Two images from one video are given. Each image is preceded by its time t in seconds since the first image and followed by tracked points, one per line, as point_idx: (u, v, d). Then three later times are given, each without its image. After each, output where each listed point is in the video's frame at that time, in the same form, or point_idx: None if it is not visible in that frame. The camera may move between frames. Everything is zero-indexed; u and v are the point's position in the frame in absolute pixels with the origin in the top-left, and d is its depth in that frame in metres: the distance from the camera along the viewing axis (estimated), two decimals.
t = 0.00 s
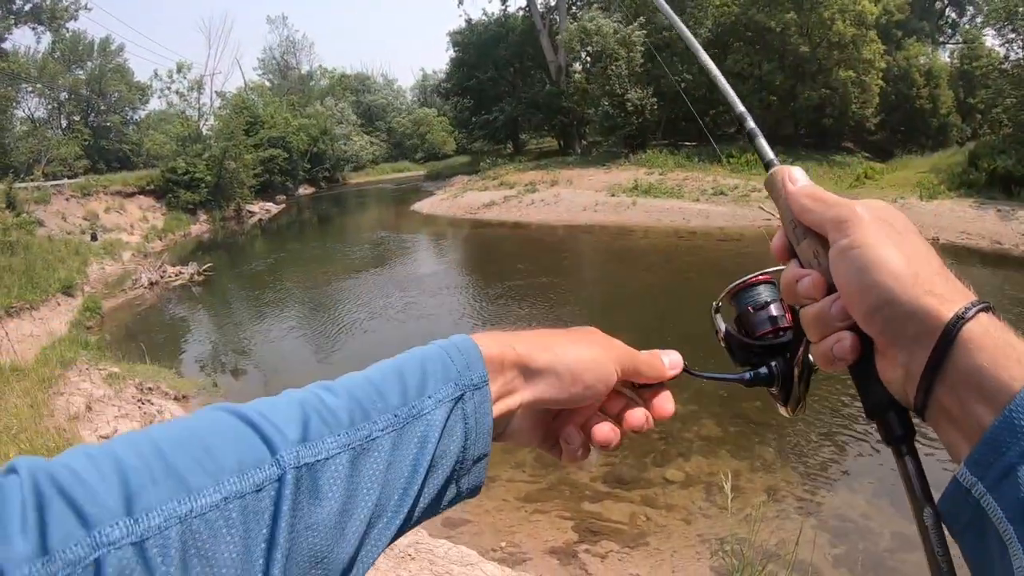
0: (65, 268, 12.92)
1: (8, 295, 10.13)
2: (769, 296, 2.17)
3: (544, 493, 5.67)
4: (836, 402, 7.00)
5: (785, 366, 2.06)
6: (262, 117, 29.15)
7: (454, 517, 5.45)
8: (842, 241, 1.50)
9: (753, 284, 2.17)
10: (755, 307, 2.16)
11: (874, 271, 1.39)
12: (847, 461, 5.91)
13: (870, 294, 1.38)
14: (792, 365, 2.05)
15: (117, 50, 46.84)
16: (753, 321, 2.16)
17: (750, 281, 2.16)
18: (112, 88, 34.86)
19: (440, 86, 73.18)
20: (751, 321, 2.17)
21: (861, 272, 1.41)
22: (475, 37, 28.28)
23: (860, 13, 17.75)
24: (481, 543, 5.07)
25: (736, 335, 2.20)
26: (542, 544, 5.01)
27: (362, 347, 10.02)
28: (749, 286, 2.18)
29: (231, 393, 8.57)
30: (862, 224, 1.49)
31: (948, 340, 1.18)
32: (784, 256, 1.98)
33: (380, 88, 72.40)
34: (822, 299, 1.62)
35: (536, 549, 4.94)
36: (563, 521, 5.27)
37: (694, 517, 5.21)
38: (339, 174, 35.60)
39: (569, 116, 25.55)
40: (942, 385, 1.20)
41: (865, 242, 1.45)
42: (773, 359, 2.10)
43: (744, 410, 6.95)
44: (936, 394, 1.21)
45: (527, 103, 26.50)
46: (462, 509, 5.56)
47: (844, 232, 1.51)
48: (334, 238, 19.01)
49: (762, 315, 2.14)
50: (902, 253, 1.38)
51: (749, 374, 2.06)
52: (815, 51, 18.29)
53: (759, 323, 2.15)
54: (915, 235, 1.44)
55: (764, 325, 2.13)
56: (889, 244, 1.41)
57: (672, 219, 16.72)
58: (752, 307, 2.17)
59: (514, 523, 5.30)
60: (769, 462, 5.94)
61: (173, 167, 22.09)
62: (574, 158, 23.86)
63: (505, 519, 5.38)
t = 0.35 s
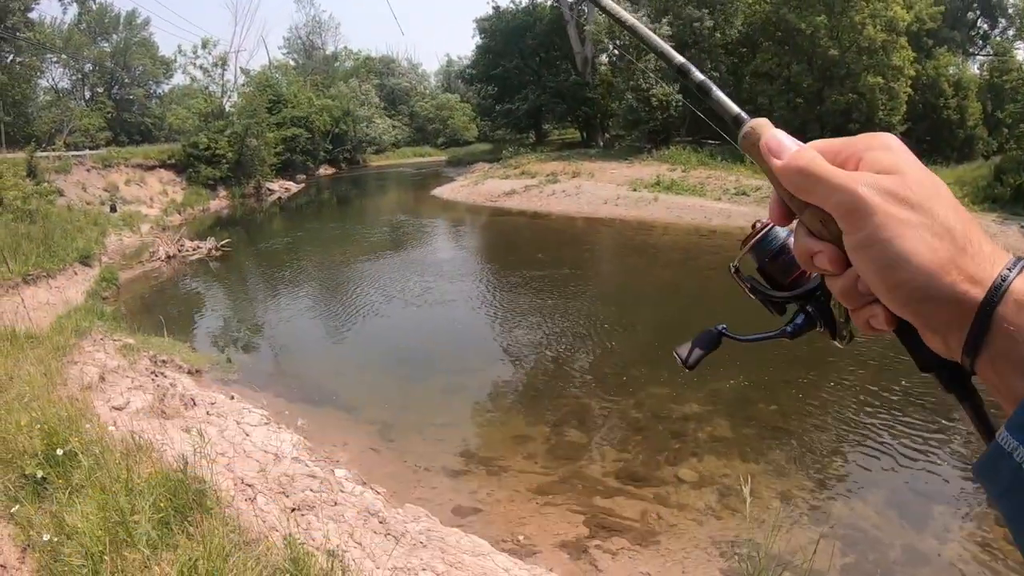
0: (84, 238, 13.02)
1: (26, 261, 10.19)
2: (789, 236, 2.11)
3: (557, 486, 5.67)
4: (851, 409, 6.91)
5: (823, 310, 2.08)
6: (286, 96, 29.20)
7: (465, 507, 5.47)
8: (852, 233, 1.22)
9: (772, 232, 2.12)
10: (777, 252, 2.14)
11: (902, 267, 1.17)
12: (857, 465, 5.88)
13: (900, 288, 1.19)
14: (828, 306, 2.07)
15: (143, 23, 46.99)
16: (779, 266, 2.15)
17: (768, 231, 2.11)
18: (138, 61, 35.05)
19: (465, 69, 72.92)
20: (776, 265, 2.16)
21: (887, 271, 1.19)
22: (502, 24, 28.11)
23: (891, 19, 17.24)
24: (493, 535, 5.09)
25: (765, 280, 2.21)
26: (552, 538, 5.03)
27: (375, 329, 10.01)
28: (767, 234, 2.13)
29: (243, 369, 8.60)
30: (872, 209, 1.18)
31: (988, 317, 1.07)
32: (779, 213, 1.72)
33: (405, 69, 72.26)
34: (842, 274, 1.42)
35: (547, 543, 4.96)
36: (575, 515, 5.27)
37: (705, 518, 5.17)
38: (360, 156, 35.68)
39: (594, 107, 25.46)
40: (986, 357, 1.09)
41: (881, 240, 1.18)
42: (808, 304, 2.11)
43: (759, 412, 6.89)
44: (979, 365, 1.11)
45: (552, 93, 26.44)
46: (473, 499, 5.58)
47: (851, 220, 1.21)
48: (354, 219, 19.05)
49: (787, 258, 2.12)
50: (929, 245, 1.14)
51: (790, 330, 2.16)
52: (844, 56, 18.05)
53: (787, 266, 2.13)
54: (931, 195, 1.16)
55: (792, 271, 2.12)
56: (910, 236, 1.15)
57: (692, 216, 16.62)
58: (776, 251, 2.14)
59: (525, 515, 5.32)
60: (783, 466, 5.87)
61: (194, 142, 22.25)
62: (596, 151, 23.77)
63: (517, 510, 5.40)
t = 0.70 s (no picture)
0: (107, 215, 13.08)
1: (48, 236, 10.24)
2: (746, 189, 2.08)
3: (575, 486, 5.63)
4: (868, 423, 6.83)
5: (781, 268, 2.08)
6: (313, 82, 29.28)
7: (482, 503, 5.46)
8: (830, 184, 1.16)
9: (732, 184, 2.06)
10: (735, 206, 2.09)
11: (877, 218, 1.11)
12: (874, 478, 5.83)
13: (877, 242, 1.13)
14: (786, 263, 2.08)
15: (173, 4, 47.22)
16: (734, 220, 2.11)
17: (730, 183, 2.05)
18: (166, 42, 35.27)
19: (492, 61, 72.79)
20: (732, 219, 2.11)
21: (866, 226, 1.13)
22: (532, 20, 28.05)
23: (923, 32, 17.32)
24: (509, 533, 5.06)
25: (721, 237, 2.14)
26: (570, 538, 4.99)
27: (393, 319, 10.02)
28: (725, 187, 2.07)
29: (262, 353, 8.64)
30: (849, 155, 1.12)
31: (974, 279, 1.04)
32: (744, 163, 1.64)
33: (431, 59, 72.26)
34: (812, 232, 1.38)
35: (564, 544, 4.93)
36: (592, 517, 5.23)
37: (724, 527, 5.11)
38: (383, 146, 35.79)
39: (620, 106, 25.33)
40: (965, 324, 1.07)
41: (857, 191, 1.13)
42: (765, 262, 2.10)
43: (777, 422, 6.83)
44: (958, 333, 1.08)
45: (579, 91, 26.34)
46: (489, 495, 5.58)
47: (826, 169, 1.15)
48: (377, 208, 19.08)
49: (745, 213, 2.10)
50: (914, 201, 1.08)
51: (751, 287, 2.10)
52: (875, 67, 17.82)
53: (744, 221, 2.10)
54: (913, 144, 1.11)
55: (751, 226, 2.09)
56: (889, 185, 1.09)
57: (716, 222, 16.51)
58: (733, 205, 2.09)
59: (542, 514, 5.29)
60: (802, 478, 5.80)
61: (220, 124, 22.38)
62: (621, 152, 23.67)
63: (533, 509, 5.36)
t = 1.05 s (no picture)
0: (130, 204, 13.22)
1: (74, 222, 10.36)
2: (818, 125, 1.62)
3: (590, 493, 5.59)
4: (887, 441, 6.73)
5: (840, 214, 1.46)
6: (338, 79, 29.50)
7: (495, 506, 5.43)
8: (951, 80, 0.90)
9: (799, 109, 1.63)
10: (798, 139, 1.62)
11: (1009, 130, 0.86)
12: (888, 496, 5.75)
13: (1004, 157, 0.87)
14: (849, 208, 1.44)
15: None
16: (798, 157, 1.61)
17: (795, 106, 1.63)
18: (194, 35, 35.71)
19: (516, 62, 72.98)
20: (794, 156, 1.62)
21: (990, 138, 0.88)
22: (558, 23, 27.97)
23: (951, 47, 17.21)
24: (523, 538, 5.02)
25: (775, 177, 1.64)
26: (583, 546, 4.94)
27: (410, 318, 10.02)
28: (792, 111, 1.63)
29: (279, 347, 8.67)
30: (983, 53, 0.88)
31: None
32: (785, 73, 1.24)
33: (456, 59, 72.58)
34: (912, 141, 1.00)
35: (578, 551, 4.88)
36: (607, 525, 5.18)
37: (741, 541, 5.03)
38: (405, 145, 36.00)
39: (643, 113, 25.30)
40: None
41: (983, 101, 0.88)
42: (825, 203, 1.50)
43: (795, 436, 6.74)
44: None
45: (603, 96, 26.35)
46: (503, 498, 5.55)
47: (952, 63, 0.90)
48: (397, 206, 19.18)
49: (810, 148, 1.60)
50: None
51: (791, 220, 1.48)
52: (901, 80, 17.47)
53: (805, 158, 1.59)
54: None
55: (813, 161, 1.57)
56: None
57: (737, 233, 16.44)
58: (800, 136, 1.63)
59: (556, 520, 5.24)
60: (821, 494, 5.71)
61: (244, 118, 22.58)
62: (644, 158, 23.64)
63: (547, 515, 5.32)
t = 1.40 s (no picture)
0: (139, 198, 13.25)
1: (83, 216, 10.39)
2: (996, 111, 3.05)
3: (596, 492, 5.57)
4: (896, 444, 6.67)
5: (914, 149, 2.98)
6: (348, 74, 29.51)
7: (502, 504, 5.43)
8: None
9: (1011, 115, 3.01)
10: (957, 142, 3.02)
11: None
12: (901, 501, 5.69)
13: None
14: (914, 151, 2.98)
15: None
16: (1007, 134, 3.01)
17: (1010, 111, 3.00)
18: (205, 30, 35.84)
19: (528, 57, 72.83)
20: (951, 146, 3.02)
21: None
22: (569, 19, 27.70)
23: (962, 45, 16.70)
24: (528, 536, 5.01)
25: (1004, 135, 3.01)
26: (589, 544, 4.93)
27: (418, 315, 10.01)
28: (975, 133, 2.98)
29: (287, 342, 8.69)
30: None
31: None
32: None
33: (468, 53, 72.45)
34: None
35: (583, 550, 4.86)
36: (613, 524, 5.17)
37: (748, 543, 5.00)
38: (415, 140, 36.05)
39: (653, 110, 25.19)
40: None
41: None
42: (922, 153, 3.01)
43: (803, 438, 6.71)
44: None
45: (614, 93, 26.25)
46: (509, 496, 5.54)
47: None
48: (406, 202, 19.19)
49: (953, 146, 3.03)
50: None
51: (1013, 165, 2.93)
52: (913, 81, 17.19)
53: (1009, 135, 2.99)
54: None
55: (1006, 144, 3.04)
56: None
57: (746, 230, 16.39)
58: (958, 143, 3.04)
59: (561, 518, 5.23)
60: (828, 496, 5.68)
61: (254, 113, 22.60)
62: (653, 155, 23.56)
63: (554, 513, 5.31)
